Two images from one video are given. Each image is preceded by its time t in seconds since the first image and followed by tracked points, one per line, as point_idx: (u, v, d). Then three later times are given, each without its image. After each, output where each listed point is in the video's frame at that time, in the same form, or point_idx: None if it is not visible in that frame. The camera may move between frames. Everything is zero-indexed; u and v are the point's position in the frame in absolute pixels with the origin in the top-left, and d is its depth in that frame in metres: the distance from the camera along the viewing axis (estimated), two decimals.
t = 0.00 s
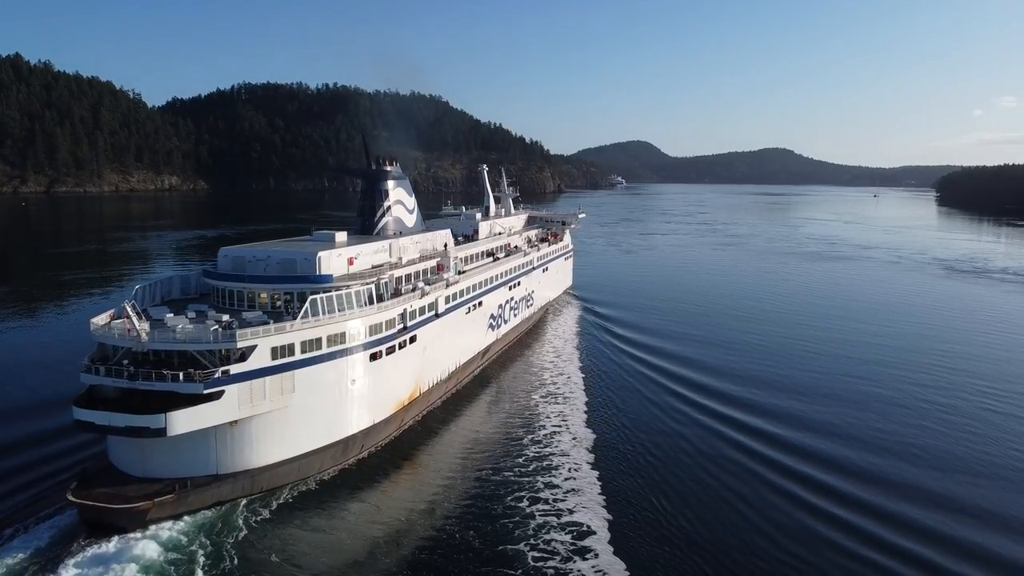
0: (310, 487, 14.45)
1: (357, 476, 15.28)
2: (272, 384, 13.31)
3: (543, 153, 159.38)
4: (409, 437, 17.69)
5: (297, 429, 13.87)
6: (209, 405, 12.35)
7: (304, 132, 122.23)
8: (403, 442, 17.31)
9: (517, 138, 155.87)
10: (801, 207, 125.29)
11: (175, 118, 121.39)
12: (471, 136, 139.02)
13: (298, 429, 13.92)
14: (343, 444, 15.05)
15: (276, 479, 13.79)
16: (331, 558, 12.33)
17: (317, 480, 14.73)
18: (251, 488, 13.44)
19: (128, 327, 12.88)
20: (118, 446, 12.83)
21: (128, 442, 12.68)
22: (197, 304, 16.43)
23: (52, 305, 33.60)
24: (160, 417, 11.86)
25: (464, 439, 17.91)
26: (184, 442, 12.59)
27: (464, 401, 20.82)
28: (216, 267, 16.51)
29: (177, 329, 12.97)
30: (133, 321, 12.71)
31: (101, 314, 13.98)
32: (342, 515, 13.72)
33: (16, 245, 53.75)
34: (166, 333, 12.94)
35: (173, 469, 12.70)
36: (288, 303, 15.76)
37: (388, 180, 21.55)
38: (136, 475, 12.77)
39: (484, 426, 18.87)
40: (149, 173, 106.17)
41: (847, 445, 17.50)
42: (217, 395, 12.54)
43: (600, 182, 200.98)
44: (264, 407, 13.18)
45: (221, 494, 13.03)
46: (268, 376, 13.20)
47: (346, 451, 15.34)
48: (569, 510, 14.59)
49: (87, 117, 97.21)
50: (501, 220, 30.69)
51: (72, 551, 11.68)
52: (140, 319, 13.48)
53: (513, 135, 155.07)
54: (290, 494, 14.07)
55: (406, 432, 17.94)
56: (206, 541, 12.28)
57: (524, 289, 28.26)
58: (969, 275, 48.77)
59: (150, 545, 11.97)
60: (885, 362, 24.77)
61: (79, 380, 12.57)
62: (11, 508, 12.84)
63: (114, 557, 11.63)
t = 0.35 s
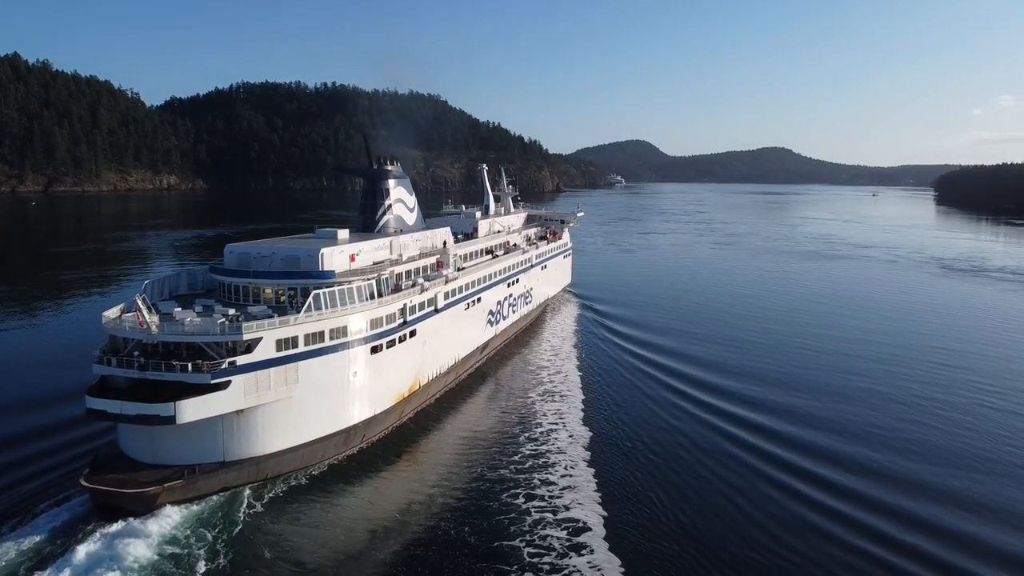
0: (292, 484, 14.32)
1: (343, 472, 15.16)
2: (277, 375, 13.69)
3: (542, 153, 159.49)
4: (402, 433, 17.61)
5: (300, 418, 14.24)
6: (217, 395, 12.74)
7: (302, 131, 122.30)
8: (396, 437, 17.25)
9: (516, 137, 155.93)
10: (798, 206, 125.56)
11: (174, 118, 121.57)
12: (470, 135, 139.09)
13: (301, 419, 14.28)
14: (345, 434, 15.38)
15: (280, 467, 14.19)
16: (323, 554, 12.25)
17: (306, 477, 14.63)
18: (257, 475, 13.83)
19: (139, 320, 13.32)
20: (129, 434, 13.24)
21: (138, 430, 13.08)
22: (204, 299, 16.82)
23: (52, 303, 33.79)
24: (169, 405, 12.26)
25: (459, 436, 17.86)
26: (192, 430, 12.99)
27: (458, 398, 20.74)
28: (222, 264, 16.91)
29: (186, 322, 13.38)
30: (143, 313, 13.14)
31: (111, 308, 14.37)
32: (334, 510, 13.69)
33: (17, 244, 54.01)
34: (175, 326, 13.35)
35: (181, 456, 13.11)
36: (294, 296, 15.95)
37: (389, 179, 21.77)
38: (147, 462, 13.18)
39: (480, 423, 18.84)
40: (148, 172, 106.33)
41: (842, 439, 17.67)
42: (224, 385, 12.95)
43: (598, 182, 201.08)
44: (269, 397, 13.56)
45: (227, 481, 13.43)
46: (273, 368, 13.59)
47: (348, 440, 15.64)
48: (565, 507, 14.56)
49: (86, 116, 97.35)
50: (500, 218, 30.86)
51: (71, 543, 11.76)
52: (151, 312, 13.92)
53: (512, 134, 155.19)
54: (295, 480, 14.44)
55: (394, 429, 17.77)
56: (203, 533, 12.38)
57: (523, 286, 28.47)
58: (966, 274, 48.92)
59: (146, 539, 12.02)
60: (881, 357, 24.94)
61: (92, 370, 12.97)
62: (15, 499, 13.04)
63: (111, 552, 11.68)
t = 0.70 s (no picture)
0: (281, 479, 14.35)
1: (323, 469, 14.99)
2: (281, 366, 14.07)
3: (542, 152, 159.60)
4: (390, 429, 17.50)
5: (304, 407, 14.63)
6: (222, 384, 13.12)
7: (301, 130, 122.37)
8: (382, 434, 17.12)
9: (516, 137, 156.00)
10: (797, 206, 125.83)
11: (173, 117, 121.66)
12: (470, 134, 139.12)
13: (304, 408, 14.64)
14: (346, 423, 15.76)
15: (284, 454, 14.57)
16: (315, 552, 12.19)
17: (284, 475, 14.50)
18: (261, 462, 14.21)
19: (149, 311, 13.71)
20: (139, 421, 13.63)
21: (147, 418, 13.45)
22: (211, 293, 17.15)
23: (51, 302, 33.97)
24: (177, 394, 12.66)
25: (454, 433, 17.68)
26: (199, 419, 13.38)
27: (452, 396, 20.52)
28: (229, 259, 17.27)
29: (193, 314, 13.76)
30: (151, 305, 13.52)
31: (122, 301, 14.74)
32: (329, 505, 13.69)
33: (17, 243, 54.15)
34: (183, 318, 13.73)
35: (189, 444, 13.48)
36: (298, 291, 16.46)
37: (390, 177, 21.88)
38: (156, 449, 13.56)
39: (475, 420, 18.68)
40: (146, 172, 106.40)
41: (836, 430, 17.84)
42: (230, 375, 13.33)
43: (597, 181, 201.18)
44: (273, 386, 13.93)
45: (232, 468, 13.79)
46: (277, 359, 13.97)
47: (349, 430, 16.00)
48: (561, 502, 14.43)
49: (84, 115, 97.39)
50: (499, 217, 31.05)
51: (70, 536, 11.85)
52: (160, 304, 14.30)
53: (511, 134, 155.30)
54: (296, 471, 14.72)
55: (384, 425, 17.61)
56: (202, 526, 12.49)
57: (522, 283, 28.67)
58: (964, 273, 49.07)
59: (145, 532, 12.13)
60: (877, 353, 25.12)
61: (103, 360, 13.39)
62: (14, 490, 13.17)
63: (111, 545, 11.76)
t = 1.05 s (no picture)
0: (273, 472, 14.38)
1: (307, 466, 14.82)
2: (285, 357, 14.50)
3: (541, 151, 159.70)
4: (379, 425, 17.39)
5: (308, 397, 15.04)
6: (229, 374, 13.55)
7: (300, 129, 122.47)
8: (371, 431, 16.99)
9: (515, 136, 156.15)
10: (796, 205, 125.89)
11: (172, 116, 121.73)
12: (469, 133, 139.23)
13: (307, 398, 15.04)
14: (349, 412, 16.13)
15: (288, 442, 14.96)
16: (309, 548, 12.09)
17: (269, 472, 14.34)
18: (266, 449, 14.61)
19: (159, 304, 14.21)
20: (149, 410, 14.12)
21: (158, 407, 13.90)
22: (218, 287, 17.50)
23: (52, 300, 34.20)
24: (185, 383, 13.13)
25: (449, 430, 17.53)
26: (207, 407, 13.85)
27: (447, 392, 20.39)
28: (234, 256, 17.68)
29: (201, 308, 14.23)
30: (160, 297, 14.01)
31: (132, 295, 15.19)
32: (324, 499, 13.67)
33: (16, 242, 54.37)
34: (191, 310, 14.26)
35: (198, 432, 13.93)
36: (301, 285, 16.72)
37: (390, 176, 22.07)
38: (164, 436, 14.02)
39: (471, 416, 18.58)
40: (145, 171, 106.49)
41: (830, 423, 18.00)
42: (236, 364, 13.76)
43: (596, 180, 201.11)
44: (278, 376, 14.36)
45: (239, 454, 14.23)
46: (281, 350, 14.40)
47: (351, 419, 16.36)
48: (558, 497, 14.32)
49: (83, 114, 97.44)
50: (499, 214, 31.28)
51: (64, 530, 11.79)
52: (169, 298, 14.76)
53: (511, 133, 155.44)
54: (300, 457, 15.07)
55: (384, 416, 17.88)
56: (199, 522, 12.44)
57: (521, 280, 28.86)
58: (960, 271, 49.30)
59: (143, 527, 12.08)
60: (874, 349, 25.25)
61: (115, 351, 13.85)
62: (14, 481, 13.28)
63: (107, 540, 11.69)
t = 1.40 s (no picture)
0: (265, 465, 14.41)
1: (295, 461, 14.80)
2: (289, 347, 14.92)
3: (540, 150, 159.92)
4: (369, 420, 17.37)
5: (310, 387, 15.43)
6: (235, 363, 13.95)
7: (299, 128, 122.54)
8: (368, 422, 17.16)
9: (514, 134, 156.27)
10: (795, 203, 125.71)
11: (170, 115, 121.73)
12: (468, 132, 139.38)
13: (309, 388, 15.44)
14: (350, 402, 16.52)
15: (291, 430, 15.37)
16: (302, 542, 12.01)
17: (259, 466, 14.31)
18: (270, 437, 15.01)
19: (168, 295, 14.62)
20: (157, 399, 14.45)
21: (166, 395, 14.26)
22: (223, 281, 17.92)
23: (53, 297, 34.41)
24: (193, 371, 13.50)
25: (445, 427, 17.42)
26: (214, 395, 14.22)
27: (443, 388, 20.38)
28: (239, 251, 18.12)
29: (208, 300, 14.63)
30: (168, 289, 14.41)
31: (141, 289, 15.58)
32: (319, 493, 13.68)
33: (15, 241, 54.47)
34: (198, 303, 14.59)
35: (205, 420, 14.29)
36: (305, 280, 17.04)
37: (390, 174, 22.29)
38: (172, 424, 14.33)
39: (469, 411, 18.59)
40: (144, 169, 106.52)
41: (824, 417, 18.19)
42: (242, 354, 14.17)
43: (595, 179, 201.05)
44: (281, 366, 14.77)
45: (244, 442, 14.60)
46: (285, 341, 14.82)
47: (352, 408, 16.75)
48: (554, 492, 14.26)
49: (81, 113, 97.46)
50: (499, 211, 31.47)
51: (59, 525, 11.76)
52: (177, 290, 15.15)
53: (510, 131, 155.57)
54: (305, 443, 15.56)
55: (385, 407, 18.21)
56: (193, 519, 12.32)
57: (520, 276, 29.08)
58: (958, 269, 49.55)
59: (137, 525, 11.95)
60: (870, 345, 25.38)
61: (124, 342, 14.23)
62: (13, 475, 13.32)
63: (101, 536, 11.57)
